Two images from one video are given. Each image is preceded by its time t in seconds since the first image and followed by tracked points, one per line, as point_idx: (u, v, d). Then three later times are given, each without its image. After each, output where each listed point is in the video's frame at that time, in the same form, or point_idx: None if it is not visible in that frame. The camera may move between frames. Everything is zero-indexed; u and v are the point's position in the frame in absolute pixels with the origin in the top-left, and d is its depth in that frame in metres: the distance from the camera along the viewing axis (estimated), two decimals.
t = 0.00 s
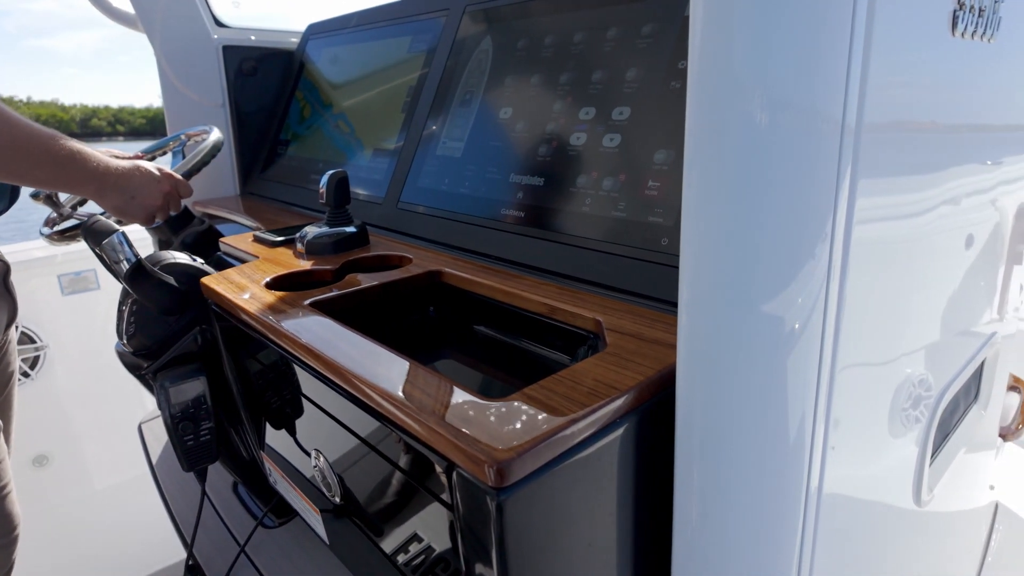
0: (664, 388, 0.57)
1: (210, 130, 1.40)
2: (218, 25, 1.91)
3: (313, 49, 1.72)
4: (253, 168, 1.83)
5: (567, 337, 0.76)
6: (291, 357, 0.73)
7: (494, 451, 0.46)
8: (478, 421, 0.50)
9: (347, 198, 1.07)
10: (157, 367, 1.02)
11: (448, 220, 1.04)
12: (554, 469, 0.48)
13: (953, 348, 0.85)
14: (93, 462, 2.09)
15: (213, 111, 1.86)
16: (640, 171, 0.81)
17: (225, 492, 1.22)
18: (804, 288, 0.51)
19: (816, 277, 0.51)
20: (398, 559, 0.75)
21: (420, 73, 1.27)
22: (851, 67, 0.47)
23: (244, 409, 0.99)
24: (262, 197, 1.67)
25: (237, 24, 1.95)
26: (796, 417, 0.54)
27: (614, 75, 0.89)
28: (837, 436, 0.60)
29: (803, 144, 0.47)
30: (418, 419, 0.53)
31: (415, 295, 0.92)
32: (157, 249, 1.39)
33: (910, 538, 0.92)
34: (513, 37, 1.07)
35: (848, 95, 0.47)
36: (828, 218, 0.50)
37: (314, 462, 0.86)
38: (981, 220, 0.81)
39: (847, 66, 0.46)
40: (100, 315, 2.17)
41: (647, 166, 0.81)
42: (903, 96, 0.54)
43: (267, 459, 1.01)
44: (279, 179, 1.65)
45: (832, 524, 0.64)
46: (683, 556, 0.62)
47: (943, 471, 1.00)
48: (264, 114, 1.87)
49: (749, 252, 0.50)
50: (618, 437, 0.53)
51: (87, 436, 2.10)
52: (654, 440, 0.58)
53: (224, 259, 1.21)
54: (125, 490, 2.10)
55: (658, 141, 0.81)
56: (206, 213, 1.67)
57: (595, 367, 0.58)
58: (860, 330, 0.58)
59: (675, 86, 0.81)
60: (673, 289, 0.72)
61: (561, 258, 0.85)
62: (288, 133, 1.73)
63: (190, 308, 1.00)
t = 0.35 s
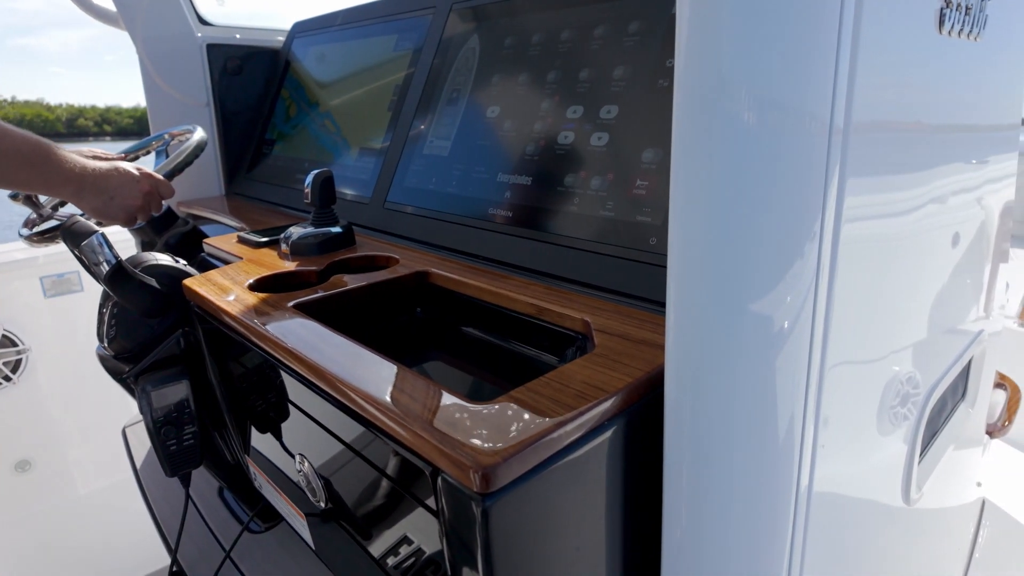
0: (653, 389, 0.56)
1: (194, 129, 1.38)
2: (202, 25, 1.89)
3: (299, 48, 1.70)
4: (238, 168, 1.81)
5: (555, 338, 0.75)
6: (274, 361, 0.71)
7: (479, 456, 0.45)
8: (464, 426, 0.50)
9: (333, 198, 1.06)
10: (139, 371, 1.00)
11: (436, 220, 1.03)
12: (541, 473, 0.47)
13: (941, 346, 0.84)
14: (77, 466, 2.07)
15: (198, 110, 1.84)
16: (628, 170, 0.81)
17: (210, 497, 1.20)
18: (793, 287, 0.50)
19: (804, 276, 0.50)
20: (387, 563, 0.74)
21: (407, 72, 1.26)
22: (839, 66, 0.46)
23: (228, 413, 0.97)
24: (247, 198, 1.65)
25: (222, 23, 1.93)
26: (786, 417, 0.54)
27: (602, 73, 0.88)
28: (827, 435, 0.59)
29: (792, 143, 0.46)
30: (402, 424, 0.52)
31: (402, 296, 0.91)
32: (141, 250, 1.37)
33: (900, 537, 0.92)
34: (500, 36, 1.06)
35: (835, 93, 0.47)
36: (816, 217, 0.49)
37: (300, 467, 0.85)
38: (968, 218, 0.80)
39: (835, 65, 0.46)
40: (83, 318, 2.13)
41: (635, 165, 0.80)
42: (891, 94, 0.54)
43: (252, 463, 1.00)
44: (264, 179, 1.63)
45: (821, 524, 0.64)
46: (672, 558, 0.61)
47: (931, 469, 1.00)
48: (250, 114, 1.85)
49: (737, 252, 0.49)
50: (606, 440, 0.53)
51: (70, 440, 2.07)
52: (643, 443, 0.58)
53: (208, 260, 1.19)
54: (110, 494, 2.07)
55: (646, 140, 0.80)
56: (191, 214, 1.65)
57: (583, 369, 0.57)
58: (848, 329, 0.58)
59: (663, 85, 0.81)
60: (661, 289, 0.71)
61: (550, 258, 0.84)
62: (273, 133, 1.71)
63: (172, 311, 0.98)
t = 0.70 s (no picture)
0: (646, 394, 0.55)
1: (181, 129, 1.36)
2: (190, 23, 1.88)
3: (287, 47, 1.69)
4: (226, 168, 1.79)
5: (548, 341, 0.74)
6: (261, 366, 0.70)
7: (469, 465, 0.44)
8: (454, 434, 0.48)
9: (322, 199, 1.04)
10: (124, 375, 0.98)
11: (425, 221, 1.02)
12: (532, 481, 0.46)
13: (932, 346, 0.84)
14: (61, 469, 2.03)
15: (185, 110, 1.84)
16: (620, 171, 0.80)
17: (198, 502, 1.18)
18: (787, 287, 0.50)
19: (798, 276, 0.50)
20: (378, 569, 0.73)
21: (397, 71, 1.24)
22: (833, 65, 0.46)
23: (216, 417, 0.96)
24: (235, 198, 1.64)
25: (211, 22, 1.91)
26: (779, 418, 0.53)
27: (593, 74, 0.87)
28: (820, 436, 0.59)
29: (785, 143, 0.46)
30: (392, 433, 0.50)
31: (391, 299, 0.90)
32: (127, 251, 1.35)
33: (892, 536, 0.92)
34: (490, 35, 1.05)
35: (829, 92, 0.46)
36: (809, 217, 0.49)
37: (289, 472, 0.83)
38: (958, 218, 0.80)
39: (829, 64, 0.45)
40: (70, 319, 2.11)
41: (627, 166, 0.79)
42: (883, 95, 0.53)
43: (240, 468, 0.98)
44: (253, 179, 1.61)
45: (815, 526, 0.64)
46: (665, 562, 0.61)
47: (923, 468, 1.00)
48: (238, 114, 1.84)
49: (732, 254, 0.49)
50: (597, 447, 0.52)
51: (57, 443, 2.04)
52: (636, 448, 0.57)
53: (195, 262, 1.17)
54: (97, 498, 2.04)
55: (639, 141, 0.79)
56: (178, 214, 1.63)
57: (574, 373, 0.57)
58: (840, 329, 0.57)
59: (655, 85, 0.80)
60: (654, 292, 0.71)
61: (542, 259, 0.83)
62: (261, 132, 1.69)
63: (158, 314, 0.96)
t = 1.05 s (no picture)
0: (649, 404, 0.54)
1: (175, 130, 1.35)
2: (183, 24, 1.86)
3: (283, 47, 1.67)
4: (221, 170, 1.77)
5: (547, 348, 0.73)
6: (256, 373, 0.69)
7: (469, 480, 0.43)
8: (455, 446, 0.47)
9: (318, 202, 1.03)
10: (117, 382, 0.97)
11: (422, 225, 1.01)
12: (534, 495, 0.46)
13: (931, 348, 0.84)
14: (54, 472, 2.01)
15: (179, 111, 1.82)
16: (620, 176, 0.79)
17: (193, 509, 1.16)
18: (793, 290, 0.49)
19: (804, 278, 0.49)
20: None
21: (393, 72, 1.23)
22: (840, 63, 0.45)
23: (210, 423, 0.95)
24: (230, 200, 1.62)
25: (206, 22, 1.90)
26: (785, 424, 0.52)
27: (592, 76, 0.86)
28: (824, 440, 0.58)
29: (791, 143, 0.45)
30: (390, 444, 0.49)
31: (389, 303, 0.89)
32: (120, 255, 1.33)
33: (893, 541, 0.92)
34: (488, 37, 1.04)
35: (835, 92, 0.45)
36: (816, 218, 0.48)
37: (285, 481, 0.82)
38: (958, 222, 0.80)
39: (836, 62, 0.44)
40: (63, 321, 2.09)
41: (627, 171, 0.78)
42: (887, 100, 0.52)
43: (234, 476, 0.97)
44: (248, 180, 1.60)
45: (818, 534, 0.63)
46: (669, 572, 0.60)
47: (924, 471, 1.00)
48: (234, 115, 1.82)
49: (737, 257, 0.48)
50: (599, 459, 0.51)
51: (49, 446, 2.02)
52: (639, 458, 0.56)
53: (189, 265, 1.16)
54: (91, 502, 2.02)
55: (638, 145, 0.78)
56: (172, 216, 1.61)
57: (575, 383, 0.56)
58: (844, 330, 0.57)
59: (655, 88, 0.79)
60: (654, 298, 0.70)
61: (541, 263, 0.82)
62: (256, 133, 1.67)
63: (151, 319, 0.95)
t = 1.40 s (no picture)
0: (671, 424, 0.52)
1: (175, 133, 1.33)
2: (183, 24, 1.84)
3: (284, 48, 1.65)
4: (221, 172, 1.75)
5: (561, 360, 0.70)
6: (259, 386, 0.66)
7: (488, 510, 0.41)
8: (471, 471, 0.45)
9: (322, 207, 1.01)
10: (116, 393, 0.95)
11: (429, 230, 0.99)
12: (555, 524, 0.43)
13: (950, 357, 0.82)
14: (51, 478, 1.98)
15: (179, 113, 1.80)
16: (635, 183, 0.77)
17: (193, 520, 1.13)
18: (823, 296, 0.46)
19: (835, 282, 0.46)
20: None
21: (398, 74, 1.21)
22: (876, 57, 0.42)
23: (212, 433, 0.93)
24: (231, 204, 1.60)
25: (206, 23, 1.88)
26: (814, 438, 0.50)
27: (605, 80, 0.84)
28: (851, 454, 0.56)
29: (824, 142, 0.43)
30: (403, 467, 0.47)
31: (396, 311, 0.87)
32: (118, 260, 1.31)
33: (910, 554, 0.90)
34: (495, 39, 1.02)
35: (871, 90, 0.43)
36: (850, 221, 0.45)
37: (290, 496, 0.79)
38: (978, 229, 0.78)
39: (873, 55, 0.42)
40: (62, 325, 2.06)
41: (642, 177, 0.76)
42: (921, 107, 0.50)
43: (236, 487, 0.94)
44: (248, 183, 1.57)
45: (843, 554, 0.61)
46: None
47: (940, 481, 0.98)
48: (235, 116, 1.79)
49: (765, 262, 0.46)
50: (621, 484, 0.49)
51: (47, 451, 1.99)
52: (661, 479, 0.54)
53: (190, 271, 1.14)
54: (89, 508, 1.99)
55: (654, 151, 0.76)
56: (172, 220, 1.59)
57: (594, 402, 0.53)
58: (872, 337, 0.54)
59: (670, 93, 0.77)
60: (672, 310, 0.68)
61: (552, 272, 0.80)
62: (258, 135, 1.65)
63: (151, 328, 0.93)
